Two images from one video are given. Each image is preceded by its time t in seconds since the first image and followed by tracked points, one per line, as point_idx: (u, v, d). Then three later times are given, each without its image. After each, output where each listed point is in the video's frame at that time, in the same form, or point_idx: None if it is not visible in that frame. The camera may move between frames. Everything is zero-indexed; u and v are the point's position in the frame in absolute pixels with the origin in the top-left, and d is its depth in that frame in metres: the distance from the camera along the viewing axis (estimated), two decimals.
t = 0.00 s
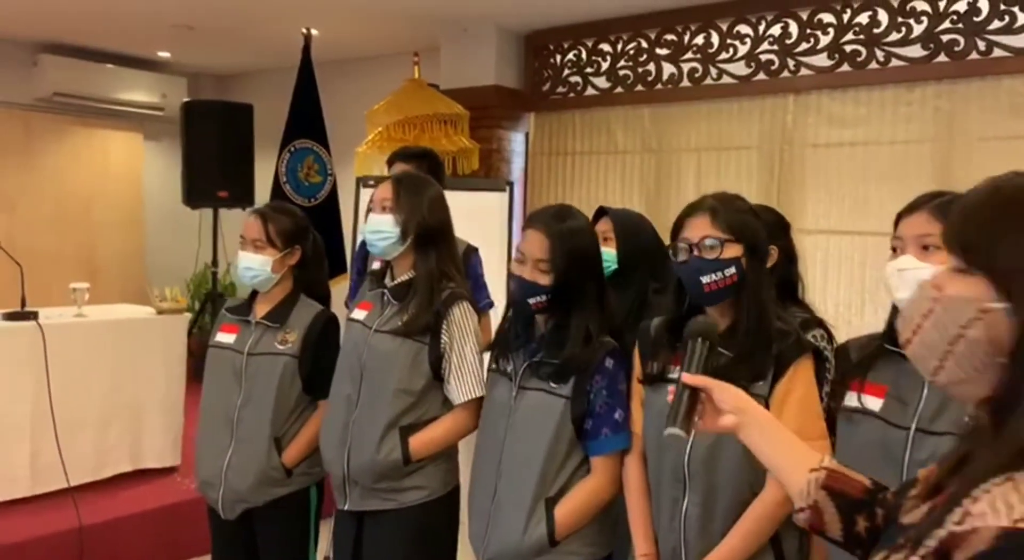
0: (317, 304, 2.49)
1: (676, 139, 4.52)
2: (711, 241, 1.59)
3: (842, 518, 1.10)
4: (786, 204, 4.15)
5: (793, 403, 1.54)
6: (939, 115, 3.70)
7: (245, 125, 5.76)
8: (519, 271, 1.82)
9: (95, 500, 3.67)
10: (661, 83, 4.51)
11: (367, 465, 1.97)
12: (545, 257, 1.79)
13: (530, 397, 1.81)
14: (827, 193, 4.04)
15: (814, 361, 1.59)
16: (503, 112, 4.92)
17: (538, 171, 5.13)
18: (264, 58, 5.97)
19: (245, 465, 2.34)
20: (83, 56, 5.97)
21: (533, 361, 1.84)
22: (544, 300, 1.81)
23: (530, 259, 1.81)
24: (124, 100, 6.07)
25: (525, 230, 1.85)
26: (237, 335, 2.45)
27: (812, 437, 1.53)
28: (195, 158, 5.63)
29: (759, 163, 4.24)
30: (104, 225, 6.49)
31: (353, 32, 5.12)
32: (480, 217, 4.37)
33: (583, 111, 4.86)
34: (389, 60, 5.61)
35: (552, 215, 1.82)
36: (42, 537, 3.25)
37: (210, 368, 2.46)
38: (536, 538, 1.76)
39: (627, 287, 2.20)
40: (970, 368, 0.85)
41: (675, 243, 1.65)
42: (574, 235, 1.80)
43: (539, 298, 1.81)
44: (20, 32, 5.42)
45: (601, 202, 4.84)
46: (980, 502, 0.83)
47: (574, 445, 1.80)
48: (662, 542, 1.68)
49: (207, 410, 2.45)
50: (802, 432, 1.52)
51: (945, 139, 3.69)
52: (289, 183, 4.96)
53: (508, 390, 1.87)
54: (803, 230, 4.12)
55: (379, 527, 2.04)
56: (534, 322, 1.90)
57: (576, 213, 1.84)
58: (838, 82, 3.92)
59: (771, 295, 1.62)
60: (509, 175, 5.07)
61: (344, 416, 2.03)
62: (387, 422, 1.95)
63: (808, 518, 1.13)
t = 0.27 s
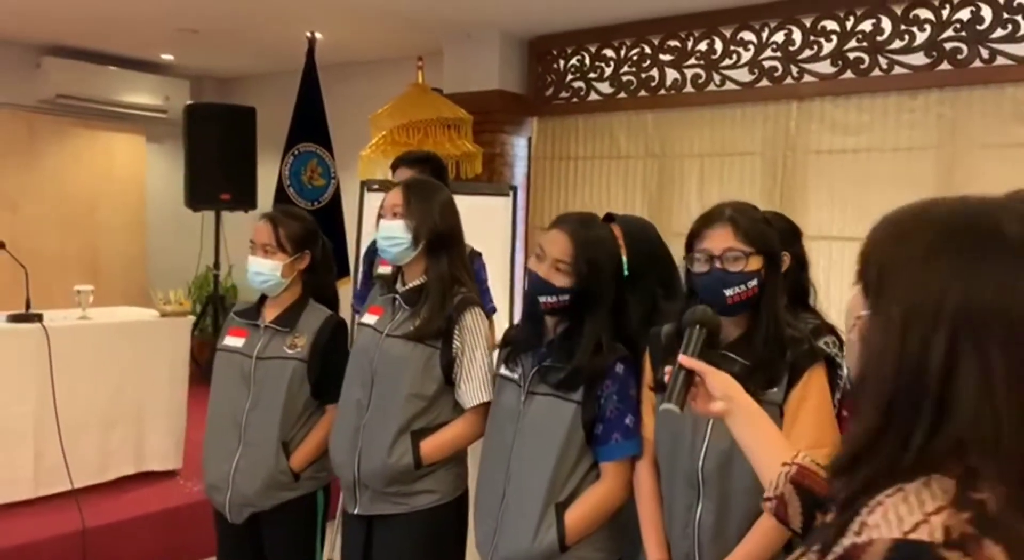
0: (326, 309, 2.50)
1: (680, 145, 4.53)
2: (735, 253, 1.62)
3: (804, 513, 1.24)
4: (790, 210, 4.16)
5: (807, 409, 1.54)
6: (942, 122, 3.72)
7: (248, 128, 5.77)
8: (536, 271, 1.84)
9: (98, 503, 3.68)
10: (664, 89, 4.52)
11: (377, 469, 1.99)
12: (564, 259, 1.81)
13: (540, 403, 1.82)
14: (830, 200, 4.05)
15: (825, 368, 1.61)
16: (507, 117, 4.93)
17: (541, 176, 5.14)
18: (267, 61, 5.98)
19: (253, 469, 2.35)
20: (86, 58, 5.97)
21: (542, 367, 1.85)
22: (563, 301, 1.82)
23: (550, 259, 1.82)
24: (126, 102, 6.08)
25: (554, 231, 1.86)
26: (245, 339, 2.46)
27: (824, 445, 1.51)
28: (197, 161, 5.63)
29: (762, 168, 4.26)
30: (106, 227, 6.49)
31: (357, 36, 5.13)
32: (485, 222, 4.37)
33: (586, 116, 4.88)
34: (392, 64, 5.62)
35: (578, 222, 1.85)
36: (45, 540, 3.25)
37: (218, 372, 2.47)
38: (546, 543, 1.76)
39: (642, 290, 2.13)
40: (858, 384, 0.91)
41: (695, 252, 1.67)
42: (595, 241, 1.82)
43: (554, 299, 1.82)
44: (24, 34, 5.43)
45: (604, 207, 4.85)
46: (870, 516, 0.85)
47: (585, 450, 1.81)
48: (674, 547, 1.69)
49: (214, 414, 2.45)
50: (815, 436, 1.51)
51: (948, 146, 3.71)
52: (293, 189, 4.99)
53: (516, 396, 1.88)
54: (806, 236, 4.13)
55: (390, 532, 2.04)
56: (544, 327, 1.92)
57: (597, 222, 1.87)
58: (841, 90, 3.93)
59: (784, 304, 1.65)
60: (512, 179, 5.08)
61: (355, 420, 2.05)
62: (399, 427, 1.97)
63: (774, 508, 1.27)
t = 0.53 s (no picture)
0: (330, 313, 2.52)
1: (677, 150, 4.56)
2: (749, 256, 1.65)
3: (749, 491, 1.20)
4: (786, 215, 4.19)
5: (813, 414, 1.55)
6: (937, 129, 3.77)
7: (245, 132, 5.77)
8: (543, 273, 1.86)
9: (96, 507, 3.66)
10: (661, 95, 4.56)
11: (383, 473, 2.01)
12: (570, 260, 1.84)
13: (545, 407, 1.84)
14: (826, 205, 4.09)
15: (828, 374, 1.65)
16: (504, 122, 4.95)
17: (538, 181, 5.16)
18: (264, 65, 5.98)
19: (256, 474, 2.35)
20: (83, 61, 5.97)
21: (546, 371, 1.87)
22: (569, 302, 1.84)
23: (556, 262, 1.85)
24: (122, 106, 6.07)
25: (557, 234, 1.89)
26: (248, 343, 2.46)
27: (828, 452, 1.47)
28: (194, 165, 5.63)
29: (759, 174, 4.29)
30: (101, 231, 6.48)
31: (355, 41, 5.15)
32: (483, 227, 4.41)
33: (583, 121, 4.90)
34: (390, 69, 5.64)
35: (580, 228, 1.87)
36: (43, 545, 3.24)
37: (220, 377, 2.47)
38: (551, 546, 1.78)
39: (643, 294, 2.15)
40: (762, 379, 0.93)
41: (708, 255, 1.71)
42: (600, 244, 1.85)
43: (560, 301, 1.84)
44: (21, 37, 5.42)
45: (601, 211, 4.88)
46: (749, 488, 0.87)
47: (589, 454, 1.83)
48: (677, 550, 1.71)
49: (217, 419, 2.46)
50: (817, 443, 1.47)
51: (943, 153, 3.76)
52: (290, 192, 5.03)
53: (519, 400, 1.90)
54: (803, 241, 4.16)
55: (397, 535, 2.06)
56: (547, 333, 1.93)
57: (601, 226, 1.90)
58: (836, 96, 3.97)
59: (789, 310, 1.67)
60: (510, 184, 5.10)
61: (360, 425, 2.08)
62: (406, 431, 2.00)
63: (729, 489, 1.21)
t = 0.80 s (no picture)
0: (325, 317, 2.53)
1: (666, 155, 4.60)
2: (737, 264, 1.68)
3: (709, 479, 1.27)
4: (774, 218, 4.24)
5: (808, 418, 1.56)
6: (922, 134, 3.83)
7: (234, 135, 5.76)
8: (540, 274, 1.89)
9: (86, 511, 3.65)
10: (650, 99, 4.60)
11: (381, 476, 2.04)
12: (571, 259, 1.87)
13: (542, 410, 1.86)
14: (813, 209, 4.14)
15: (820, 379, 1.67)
16: (495, 126, 4.98)
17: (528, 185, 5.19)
18: (253, 68, 5.97)
19: (253, 477, 2.36)
20: (70, 64, 5.93)
21: (542, 375, 1.89)
22: (573, 300, 1.87)
23: (554, 262, 1.88)
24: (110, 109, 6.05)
25: (551, 237, 1.93)
26: (244, 348, 2.47)
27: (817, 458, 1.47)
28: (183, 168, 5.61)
29: (747, 179, 4.33)
30: (88, 235, 6.44)
31: (345, 45, 5.15)
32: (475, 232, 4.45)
33: (572, 125, 4.93)
34: (381, 72, 5.65)
35: (575, 230, 1.91)
36: (33, 550, 3.22)
37: (216, 381, 2.48)
38: (548, 549, 1.79)
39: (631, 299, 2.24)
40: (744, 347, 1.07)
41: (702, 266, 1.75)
42: (595, 246, 1.89)
43: (563, 300, 1.86)
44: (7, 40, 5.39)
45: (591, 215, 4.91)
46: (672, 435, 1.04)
47: (585, 457, 1.85)
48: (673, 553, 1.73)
49: (213, 423, 2.47)
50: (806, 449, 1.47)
51: (928, 158, 3.81)
52: (280, 195, 5.06)
53: (515, 404, 1.92)
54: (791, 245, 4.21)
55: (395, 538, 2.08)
56: (542, 334, 1.97)
57: (594, 229, 1.94)
58: (823, 102, 4.02)
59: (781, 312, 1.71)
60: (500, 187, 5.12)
61: (360, 427, 2.11)
62: (404, 433, 2.02)
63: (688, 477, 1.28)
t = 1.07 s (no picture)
0: (312, 320, 2.53)
1: (648, 159, 4.65)
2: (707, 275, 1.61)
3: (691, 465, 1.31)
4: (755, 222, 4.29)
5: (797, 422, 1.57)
6: (898, 140, 3.90)
7: (215, 137, 5.73)
8: (527, 274, 1.93)
9: (67, 515, 3.62)
10: (632, 104, 4.64)
11: (371, 478, 2.05)
12: (560, 260, 1.91)
13: (531, 412, 1.89)
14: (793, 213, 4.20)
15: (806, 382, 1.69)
16: (477, 129, 5.00)
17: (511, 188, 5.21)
18: (234, 70, 5.94)
19: (240, 480, 2.36)
20: (47, 65, 5.87)
21: (530, 378, 1.93)
22: (560, 302, 1.90)
23: (542, 264, 1.91)
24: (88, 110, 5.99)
25: (535, 238, 1.97)
26: (231, 351, 2.47)
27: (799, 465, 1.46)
28: (162, 170, 5.57)
29: (727, 183, 4.39)
30: (65, 236, 6.37)
31: (327, 47, 5.15)
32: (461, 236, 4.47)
33: (554, 129, 4.97)
34: (363, 75, 5.64)
35: (563, 232, 1.95)
36: (14, 555, 3.18)
37: (202, 385, 2.48)
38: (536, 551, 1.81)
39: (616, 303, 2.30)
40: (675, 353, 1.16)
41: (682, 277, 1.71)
42: (581, 250, 1.93)
43: (551, 302, 1.89)
44: None
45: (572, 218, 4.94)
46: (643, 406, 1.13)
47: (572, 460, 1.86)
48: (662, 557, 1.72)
49: (199, 426, 2.46)
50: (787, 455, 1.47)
51: (904, 164, 3.89)
52: (262, 197, 5.01)
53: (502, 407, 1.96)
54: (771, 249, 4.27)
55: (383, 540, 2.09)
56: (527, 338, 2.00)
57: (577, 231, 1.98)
58: (802, 107, 4.09)
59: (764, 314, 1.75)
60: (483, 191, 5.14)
61: (349, 429, 2.13)
62: (394, 435, 2.04)
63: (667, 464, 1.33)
